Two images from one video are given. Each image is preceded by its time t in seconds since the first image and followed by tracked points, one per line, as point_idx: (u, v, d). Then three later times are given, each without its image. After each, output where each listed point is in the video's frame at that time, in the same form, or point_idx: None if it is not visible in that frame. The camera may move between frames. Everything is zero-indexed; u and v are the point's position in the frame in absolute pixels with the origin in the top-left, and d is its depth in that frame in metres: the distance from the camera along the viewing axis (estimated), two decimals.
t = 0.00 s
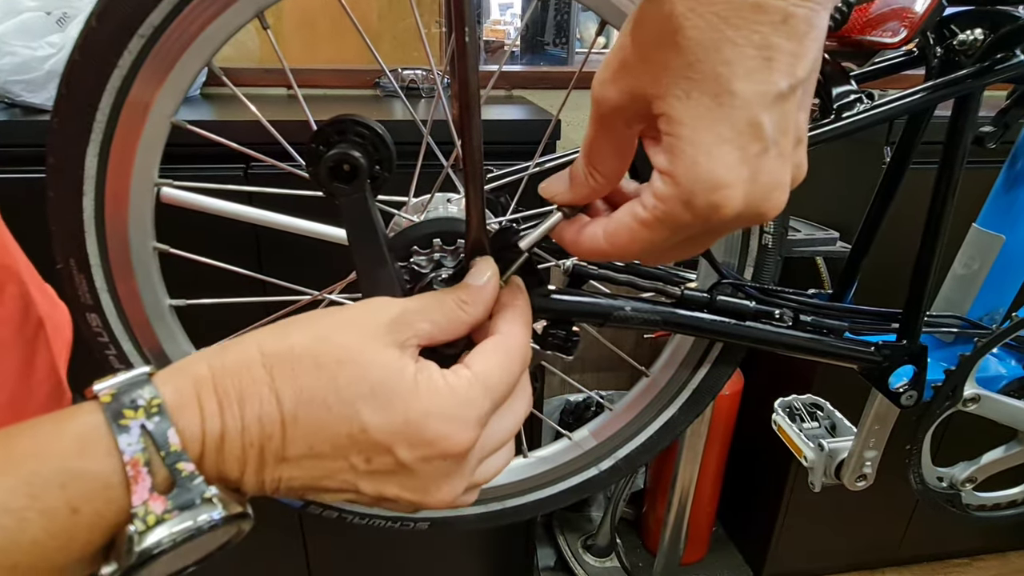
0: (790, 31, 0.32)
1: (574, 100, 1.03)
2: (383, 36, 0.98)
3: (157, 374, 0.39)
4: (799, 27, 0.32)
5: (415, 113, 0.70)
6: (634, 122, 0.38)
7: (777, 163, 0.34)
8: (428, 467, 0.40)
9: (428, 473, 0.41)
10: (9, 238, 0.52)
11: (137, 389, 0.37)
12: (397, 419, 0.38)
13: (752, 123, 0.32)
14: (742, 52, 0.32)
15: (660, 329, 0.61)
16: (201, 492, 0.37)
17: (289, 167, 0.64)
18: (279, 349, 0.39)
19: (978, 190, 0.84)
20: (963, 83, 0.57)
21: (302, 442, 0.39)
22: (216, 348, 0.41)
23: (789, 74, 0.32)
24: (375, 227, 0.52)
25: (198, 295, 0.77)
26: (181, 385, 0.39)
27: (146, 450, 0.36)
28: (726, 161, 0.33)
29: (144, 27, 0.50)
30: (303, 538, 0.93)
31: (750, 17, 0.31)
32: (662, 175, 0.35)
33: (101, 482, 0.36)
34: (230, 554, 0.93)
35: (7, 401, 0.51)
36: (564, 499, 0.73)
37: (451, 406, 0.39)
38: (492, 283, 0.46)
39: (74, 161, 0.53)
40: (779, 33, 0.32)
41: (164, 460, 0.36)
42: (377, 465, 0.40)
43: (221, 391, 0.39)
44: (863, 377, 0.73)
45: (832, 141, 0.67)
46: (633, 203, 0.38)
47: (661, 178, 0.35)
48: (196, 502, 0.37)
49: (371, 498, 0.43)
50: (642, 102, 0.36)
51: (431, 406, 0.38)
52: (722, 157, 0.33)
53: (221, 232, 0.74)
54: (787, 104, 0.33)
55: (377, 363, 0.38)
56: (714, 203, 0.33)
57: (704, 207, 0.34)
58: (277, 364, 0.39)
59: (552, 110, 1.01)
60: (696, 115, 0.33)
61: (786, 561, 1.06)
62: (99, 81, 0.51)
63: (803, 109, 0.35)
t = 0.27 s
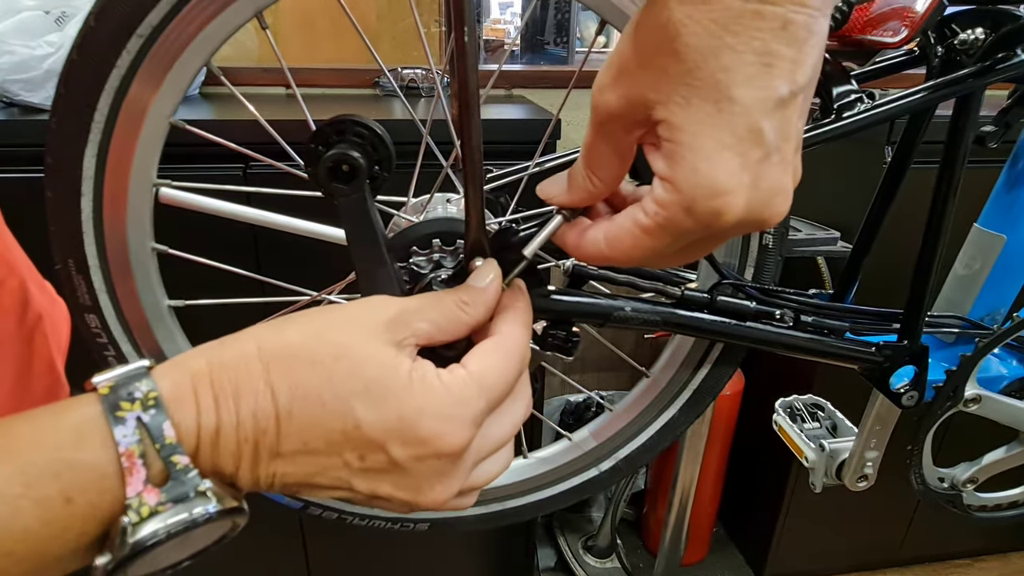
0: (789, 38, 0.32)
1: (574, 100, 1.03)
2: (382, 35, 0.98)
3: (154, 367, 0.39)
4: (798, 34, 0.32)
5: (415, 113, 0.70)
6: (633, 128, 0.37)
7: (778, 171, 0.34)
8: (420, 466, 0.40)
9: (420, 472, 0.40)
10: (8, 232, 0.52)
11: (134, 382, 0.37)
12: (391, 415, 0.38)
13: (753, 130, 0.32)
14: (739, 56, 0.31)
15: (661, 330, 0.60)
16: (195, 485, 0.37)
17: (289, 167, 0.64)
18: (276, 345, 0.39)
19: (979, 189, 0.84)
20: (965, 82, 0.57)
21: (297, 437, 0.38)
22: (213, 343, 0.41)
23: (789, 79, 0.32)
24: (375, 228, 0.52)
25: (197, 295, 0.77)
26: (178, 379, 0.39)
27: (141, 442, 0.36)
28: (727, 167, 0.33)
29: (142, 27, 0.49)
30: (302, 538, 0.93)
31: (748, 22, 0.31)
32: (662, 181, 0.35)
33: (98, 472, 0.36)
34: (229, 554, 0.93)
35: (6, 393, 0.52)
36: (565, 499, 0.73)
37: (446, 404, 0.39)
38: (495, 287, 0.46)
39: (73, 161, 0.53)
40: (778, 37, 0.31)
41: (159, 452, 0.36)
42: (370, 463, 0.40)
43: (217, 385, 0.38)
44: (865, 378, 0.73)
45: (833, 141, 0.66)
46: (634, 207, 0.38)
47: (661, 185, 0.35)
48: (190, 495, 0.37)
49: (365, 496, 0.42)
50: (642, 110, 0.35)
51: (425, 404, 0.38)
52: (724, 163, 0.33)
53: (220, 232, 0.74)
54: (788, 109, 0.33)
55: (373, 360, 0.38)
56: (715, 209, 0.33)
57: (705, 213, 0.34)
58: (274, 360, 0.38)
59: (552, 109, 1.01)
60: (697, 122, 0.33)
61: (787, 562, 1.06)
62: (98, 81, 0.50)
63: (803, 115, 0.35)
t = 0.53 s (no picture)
0: (787, 36, 0.31)
1: (574, 99, 1.03)
2: (382, 34, 0.98)
3: (147, 365, 0.39)
4: (796, 32, 0.31)
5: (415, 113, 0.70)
6: (632, 126, 0.36)
7: (775, 168, 0.34)
8: (406, 468, 0.39)
9: (407, 474, 0.40)
10: (7, 227, 0.52)
11: (125, 379, 0.37)
12: (376, 416, 0.38)
13: (751, 128, 0.32)
14: (737, 57, 0.31)
15: (661, 330, 0.60)
16: (183, 483, 0.37)
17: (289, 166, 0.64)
18: (266, 344, 0.39)
19: (981, 189, 0.83)
20: (967, 81, 0.57)
21: (283, 438, 0.38)
22: (205, 341, 0.41)
23: (788, 79, 0.32)
24: (374, 228, 0.51)
25: (195, 295, 0.77)
26: (168, 377, 0.39)
27: (129, 439, 0.36)
28: (725, 166, 0.32)
29: (141, 27, 0.49)
30: (302, 539, 0.93)
31: (744, 21, 0.31)
32: (662, 182, 0.35)
33: (84, 469, 0.36)
34: (227, 555, 0.93)
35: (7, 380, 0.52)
36: (564, 500, 0.72)
37: (431, 406, 0.38)
38: (490, 287, 0.45)
39: (72, 160, 0.52)
40: (776, 36, 0.31)
41: (146, 450, 0.36)
42: (358, 464, 0.39)
43: (205, 383, 0.38)
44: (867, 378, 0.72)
45: (834, 140, 0.66)
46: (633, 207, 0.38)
47: (661, 185, 0.35)
48: (178, 493, 0.37)
49: (353, 496, 0.42)
50: (639, 109, 0.35)
51: (410, 405, 0.38)
52: (722, 164, 0.32)
53: (218, 231, 0.74)
54: (788, 108, 0.33)
55: (363, 360, 0.38)
56: (714, 209, 0.33)
57: (705, 212, 0.34)
58: (263, 359, 0.38)
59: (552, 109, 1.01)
60: (693, 121, 0.32)
61: (788, 563, 1.06)
62: (95, 81, 0.50)
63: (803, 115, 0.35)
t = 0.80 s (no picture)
0: (788, 37, 0.31)
1: (575, 98, 1.02)
2: (382, 33, 0.97)
3: (145, 361, 0.39)
4: (796, 33, 0.32)
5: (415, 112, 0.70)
6: (626, 126, 0.36)
7: (778, 172, 0.33)
8: (406, 465, 0.39)
9: (407, 471, 0.40)
10: (5, 227, 0.52)
11: (120, 375, 0.37)
12: (375, 412, 0.38)
13: (753, 132, 0.32)
14: (740, 59, 0.31)
15: (661, 330, 0.60)
16: (178, 479, 0.37)
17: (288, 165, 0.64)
18: (266, 339, 0.38)
19: (982, 188, 0.83)
20: (968, 80, 0.57)
21: (282, 434, 0.38)
22: (203, 338, 0.41)
23: (790, 80, 0.32)
24: (374, 228, 0.51)
25: (194, 294, 0.77)
26: (166, 373, 0.39)
27: (124, 435, 0.36)
28: (727, 171, 0.32)
29: (140, 26, 0.49)
30: (302, 539, 0.92)
31: (745, 23, 0.31)
32: (663, 185, 0.34)
33: (77, 464, 0.36)
34: (227, 555, 0.93)
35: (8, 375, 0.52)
36: (565, 500, 0.72)
37: (431, 403, 0.38)
38: (491, 285, 0.45)
39: (71, 161, 0.52)
40: (776, 36, 0.31)
41: (141, 445, 0.36)
42: (358, 461, 0.39)
43: (204, 378, 0.38)
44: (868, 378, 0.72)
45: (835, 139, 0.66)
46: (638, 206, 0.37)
47: (663, 188, 0.34)
48: (173, 489, 0.36)
49: (351, 496, 0.42)
50: (635, 109, 0.34)
51: (409, 401, 0.38)
52: (723, 168, 0.32)
53: (217, 231, 0.74)
54: (789, 109, 0.33)
55: (362, 358, 0.38)
56: (717, 213, 0.33)
57: (707, 217, 0.33)
58: (263, 354, 0.38)
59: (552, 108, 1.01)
60: (693, 123, 0.32)
61: (788, 563, 1.06)
62: (94, 80, 0.50)
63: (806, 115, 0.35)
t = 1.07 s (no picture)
0: (799, 32, 0.31)
1: (575, 97, 1.02)
2: (382, 32, 0.97)
3: (142, 361, 0.39)
4: (807, 27, 0.31)
5: (415, 111, 0.70)
6: (634, 124, 0.36)
7: (790, 167, 0.33)
8: (403, 465, 0.39)
9: (405, 472, 0.40)
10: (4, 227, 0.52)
11: (117, 374, 0.37)
12: (374, 412, 0.37)
13: (766, 127, 0.32)
14: (749, 55, 0.31)
15: (662, 330, 0.60)
16: (175, 479, 0.36)
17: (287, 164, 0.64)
18: (263, 339, 0.38)
19: (984, 188, 0.83)
20: (970, 79, 0.56)
21: (280, 433, 0.38)
22: (200, 338, 0.41)
23: (801, 76, 0.32)
24: (373, 228, 0.51)
25: (193, 293, 0.76)
26: (163, 372, 0.39)
27: (120, 434, 0.35)
28: (740, 168, 0.32)
29: (140, 24, 0.49)
30: (301, 539, 0.92)
31: (753, 18, 0.31)
32: (674, 181, 0.34)
33: (74, 463, 0.35)
34: (226, 555, 0.92)
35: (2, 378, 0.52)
36: (565, 501, 0.72)
37: (429, 402, 0.38)
38: (490, 283, 0.45)
39: (70, 161, 0.52)
40: (787, 32, 0.31)
41: (138, 445, 0.36)
42: (355, 461, 0.39)
43: (201, 378, 0.38)
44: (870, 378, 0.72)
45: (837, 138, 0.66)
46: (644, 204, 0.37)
47: (673, 184, 0.34)
48: (169, 489, 0.36)
49: (349, 496, 0.42)
50: (642, 107, 0.34)
51: (408, 402, 0.38)
52: (737, 164, 0.32)
53: (216, 230, 0.73)
54: (799, 105, 0.32)
55: (361, 357, 0.38)
56: (730, 211, 0.33)
57: (719, 214, 0.33)
58: (260, 354, 0.38)
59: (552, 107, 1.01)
60: (703, 120, 0.32)
61: (789, 564, 1.06)
62: (93, 78, 0.50)
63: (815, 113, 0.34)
